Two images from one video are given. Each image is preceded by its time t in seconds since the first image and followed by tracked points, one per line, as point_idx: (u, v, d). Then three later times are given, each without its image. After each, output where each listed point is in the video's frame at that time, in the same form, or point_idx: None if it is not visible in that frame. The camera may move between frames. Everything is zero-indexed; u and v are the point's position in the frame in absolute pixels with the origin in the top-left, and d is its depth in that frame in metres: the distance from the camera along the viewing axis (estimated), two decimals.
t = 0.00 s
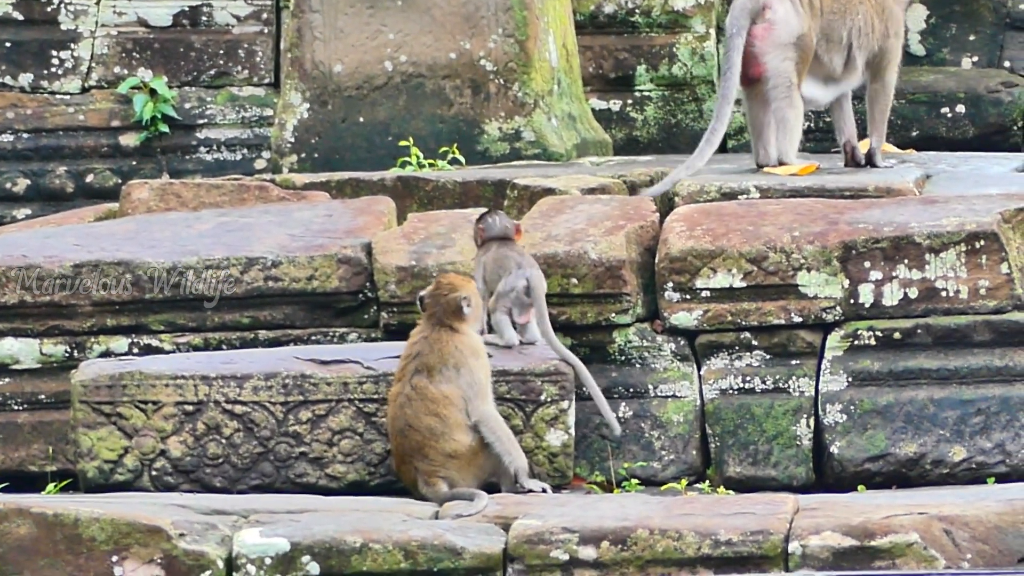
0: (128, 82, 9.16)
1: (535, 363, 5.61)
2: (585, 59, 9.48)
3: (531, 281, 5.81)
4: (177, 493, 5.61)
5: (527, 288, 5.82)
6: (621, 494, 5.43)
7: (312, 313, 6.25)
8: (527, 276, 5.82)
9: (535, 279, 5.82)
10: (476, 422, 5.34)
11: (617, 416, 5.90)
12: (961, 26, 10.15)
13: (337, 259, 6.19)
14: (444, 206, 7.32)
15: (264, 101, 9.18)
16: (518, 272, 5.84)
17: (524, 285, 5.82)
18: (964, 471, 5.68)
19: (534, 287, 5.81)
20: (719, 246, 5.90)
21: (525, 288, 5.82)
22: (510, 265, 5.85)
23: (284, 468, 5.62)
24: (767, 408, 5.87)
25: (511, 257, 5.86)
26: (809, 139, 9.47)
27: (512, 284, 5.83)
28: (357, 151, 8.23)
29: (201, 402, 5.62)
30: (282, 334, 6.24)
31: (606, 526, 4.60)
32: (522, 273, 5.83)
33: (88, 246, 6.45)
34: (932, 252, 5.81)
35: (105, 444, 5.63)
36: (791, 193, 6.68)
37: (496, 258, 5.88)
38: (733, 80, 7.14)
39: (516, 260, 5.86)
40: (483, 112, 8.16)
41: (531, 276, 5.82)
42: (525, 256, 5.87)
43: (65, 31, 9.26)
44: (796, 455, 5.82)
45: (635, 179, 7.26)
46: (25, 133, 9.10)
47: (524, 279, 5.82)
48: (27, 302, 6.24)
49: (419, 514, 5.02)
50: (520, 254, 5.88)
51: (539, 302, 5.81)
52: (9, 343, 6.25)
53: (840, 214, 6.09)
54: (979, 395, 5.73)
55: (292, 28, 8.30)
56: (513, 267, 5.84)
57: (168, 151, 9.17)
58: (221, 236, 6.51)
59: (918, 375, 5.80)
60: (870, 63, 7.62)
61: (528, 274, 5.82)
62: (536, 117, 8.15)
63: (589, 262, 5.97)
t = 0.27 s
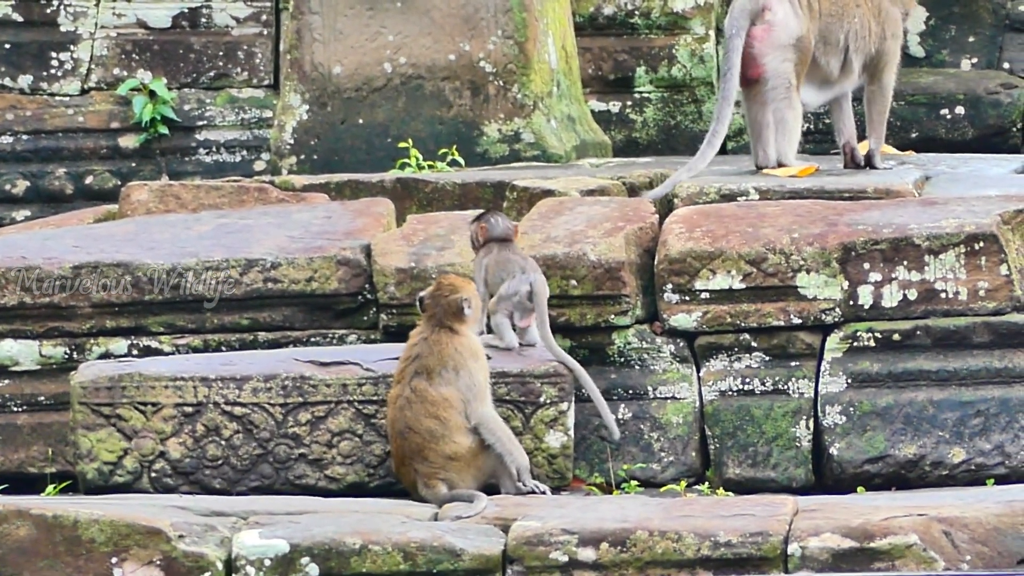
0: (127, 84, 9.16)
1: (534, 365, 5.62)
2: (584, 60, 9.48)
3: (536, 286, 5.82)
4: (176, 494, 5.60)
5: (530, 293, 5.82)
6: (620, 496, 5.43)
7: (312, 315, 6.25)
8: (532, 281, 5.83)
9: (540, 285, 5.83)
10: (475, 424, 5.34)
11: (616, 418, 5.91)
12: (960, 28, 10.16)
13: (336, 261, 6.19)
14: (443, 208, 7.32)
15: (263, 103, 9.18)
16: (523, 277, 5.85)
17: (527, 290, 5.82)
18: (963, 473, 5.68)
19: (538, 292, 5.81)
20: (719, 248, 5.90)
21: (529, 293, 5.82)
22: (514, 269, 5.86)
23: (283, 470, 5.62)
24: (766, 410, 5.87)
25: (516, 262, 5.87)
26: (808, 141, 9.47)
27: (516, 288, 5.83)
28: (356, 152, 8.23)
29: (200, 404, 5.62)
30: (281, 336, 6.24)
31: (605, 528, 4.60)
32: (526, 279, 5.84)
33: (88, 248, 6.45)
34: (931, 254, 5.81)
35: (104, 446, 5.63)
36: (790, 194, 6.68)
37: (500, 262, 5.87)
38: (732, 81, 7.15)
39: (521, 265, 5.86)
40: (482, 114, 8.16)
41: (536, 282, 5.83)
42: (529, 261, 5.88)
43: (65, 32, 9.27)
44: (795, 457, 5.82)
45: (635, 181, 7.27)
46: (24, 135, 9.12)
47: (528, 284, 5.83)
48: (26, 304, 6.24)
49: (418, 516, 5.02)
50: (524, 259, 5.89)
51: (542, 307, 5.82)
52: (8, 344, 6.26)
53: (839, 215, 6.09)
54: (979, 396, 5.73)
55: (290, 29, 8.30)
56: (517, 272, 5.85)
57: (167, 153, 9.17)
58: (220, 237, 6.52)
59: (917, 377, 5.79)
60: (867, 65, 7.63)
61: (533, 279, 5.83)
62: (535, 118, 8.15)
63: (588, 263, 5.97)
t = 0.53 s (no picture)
0: (126, 82, 9.16)
1: (533, 363, 5.61)
2: (583, 59, 9.48)
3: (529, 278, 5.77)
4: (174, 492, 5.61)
5: (528, 285, 5.78)
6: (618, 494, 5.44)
7: (310, 313, 6.25)
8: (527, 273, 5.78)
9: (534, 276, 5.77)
10: (474, 423, 5.35)
11: (614, 416, 5.92)
12: (959, 26, 10.16)
13: (334, 259, 6.19)
14: (442, 206, 7.32)
15: (263, 102, 9.13)
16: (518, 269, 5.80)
17: (524, 282, 5.77)
18: (962, 470, 5.68)
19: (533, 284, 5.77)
20: (717, 246, 5.90)
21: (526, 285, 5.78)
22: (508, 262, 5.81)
23: (282, 468, 5.63)
24: (764, 407, 5.88)
25: (509, 254, 5.81)
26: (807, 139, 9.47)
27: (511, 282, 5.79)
28: (355, 151, 8.23)
29: (199, 402, 5.62)
30: (280, 333, 6.24)
31: (604, 525, 4.60)
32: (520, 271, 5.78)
33: (86, 246, 6.45)
34: (930, 252, 5.82)
35: (102, 444, 5.63)
36: (788, 193, 6.68)
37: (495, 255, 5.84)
38: (730, 78, 7.18)
39: (515, 257, 5.81)
40: (481, 112, 8.16)
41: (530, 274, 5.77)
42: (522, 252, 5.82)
43: (64, 31, 9.26)
44: (793, 455, 5.83)
45: (633, 179, 7.27)
46: (23, 133, 9.12)
47: (524, 277, 5.77)
48: (25, 302, 6.24)
49: (416, 514, 5.03)
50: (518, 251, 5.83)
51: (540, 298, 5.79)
52: (6, 342, 6.26)
53: (837, 214, 6.09)
54: (977, 395, 5.74)
55: (290, 27, 8.31)
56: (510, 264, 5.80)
57: (167, 151, 9.18)
58: (219, 235, 6.52)
59: (915, 375, 5.80)
60: (865, 64, 7.63)
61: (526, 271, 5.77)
62: (534, 116, 8.15)
63: (586, 262, 5.97)
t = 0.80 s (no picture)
0: (127, 77, 9.15)
1: (534, 358, 5.62)
2: (583, 53, 9.48)
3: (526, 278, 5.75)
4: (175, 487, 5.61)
5: (523, 284, 5.77)
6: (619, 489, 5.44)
7: (311, 308, 6.25)
8: (523, 272, 5.76)
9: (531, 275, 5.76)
10: (475, 418, 5.36)
11: (615, 411, 5.92)
12: (960, 21, 10.15)
13: (335, 254, 6.19)
14: (443, 201, 7.31)
15: (263, 96, 9.15)
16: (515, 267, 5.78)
17: (519, 281, 5.77)
18: (963, 465, 5.69)
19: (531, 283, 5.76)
20: (719, 242, 5.89)
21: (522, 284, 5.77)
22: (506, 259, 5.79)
23: (283, 463, 5.63)
24: (765, 402, 5.87)
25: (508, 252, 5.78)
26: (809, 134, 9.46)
27: (507, 280, 5.78)
28: (356, 145, 8.23)
29: (200, 397, 5.62)
30: (281, 328, 6.24)
31: (605, 520, 4.60)
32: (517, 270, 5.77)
33: (87, 241, 6.45)
34: (931, 247, 5.81)
35: (103, 439, 5.63)
36: (790, 187, 6.68)
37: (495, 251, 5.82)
38: (732, 73, 7.20)
39: (513, 254, 5.78)
40: (482, 107, 8.15)
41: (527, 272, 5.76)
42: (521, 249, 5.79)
43: (64, 26, 9.28)
44: (794, 450, 5.83)
45: (635, 175, 7.27)
46: (24, 128, 9.09)
47: (520, 276, 5.76)
48: (26, 297, 6.24)
49: (418, 509, 5.03)
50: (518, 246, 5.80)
51: (536, 297, 5.78)
52: (8, 337, 6.25)
53: (838, 208, 6.09)
54: (978, 389, 5.73)
55: (290, 22, 8.31)
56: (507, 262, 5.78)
57: (167, 146, 9.15)
58: (220, 230, 6.52)
59: (916, 370, 5.80)
60: (867, 59, 7.60)
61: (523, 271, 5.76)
62: (535, 111, 8.15)
63: (588, 256, 5.95)
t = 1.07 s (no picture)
0: (129, 68, 9.14)
1: (536, 349, 5.62)
2: (586, 44, 9.46)
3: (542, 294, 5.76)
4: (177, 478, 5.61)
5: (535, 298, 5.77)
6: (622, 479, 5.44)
7: (313, 299, 6.25)
8: (539, 288, 5.77)
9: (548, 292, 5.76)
10: (477, 409, 5.36)
11: (617, 401, 5.92)
12: (962, 11, 10.13)
13: (337, 245, 6.18)
14: (445, 191, 7.31)
15: (266, 87, 9.11)
16: (532, 280, 5.78)
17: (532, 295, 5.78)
18: (965, 456, 5.69)
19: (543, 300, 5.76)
20: (721, 232, 5.89)
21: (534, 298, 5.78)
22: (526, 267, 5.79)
23: (285, 454, 5.63)
24: (767, 393, 5.87)
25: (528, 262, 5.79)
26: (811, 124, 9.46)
27: (521, 290, 5.79)
28: (358, 136, 8.23)
29: (202, 388, 5.62)
30: (283, 319, 6.24)
31: (607, 511, 4.60)
32: (533, 284, 5.78)
33: (89, 232, 6.45)
34: (933, 238, 5.80)
35: (105, 430, 5.63)
36: (792, 178, 6.68)
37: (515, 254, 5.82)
38: (734, 62, 7.19)
39: (532, 267, 5.79)
40: (484, 98, 8.15)
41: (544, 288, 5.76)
42: (541, 263, 5.79)
43: (67, 17, 9.23)
44: (796, 440, 5.83)
45: (637, 165, 7.26)
46: (26, 119, 9.11)
47: (535, 290, 5.77)
48: (29, 288, 6.22)
49: (420, 500, 5.03)
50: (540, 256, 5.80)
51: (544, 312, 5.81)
52: (10, 328, 6.25)
53: (840, 199, 6.08)
54: (980, 380, 5.73)
55: (292, 13, 8.30)
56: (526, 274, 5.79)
57: (169, 137, 9.19)
58: (222, 221, 6.51)
59: (918, 361, 5.79)
60: (869, 50, 7.59)
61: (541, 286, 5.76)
62: (537, 103, 8.15)
63: (590, 247, 5.95)
